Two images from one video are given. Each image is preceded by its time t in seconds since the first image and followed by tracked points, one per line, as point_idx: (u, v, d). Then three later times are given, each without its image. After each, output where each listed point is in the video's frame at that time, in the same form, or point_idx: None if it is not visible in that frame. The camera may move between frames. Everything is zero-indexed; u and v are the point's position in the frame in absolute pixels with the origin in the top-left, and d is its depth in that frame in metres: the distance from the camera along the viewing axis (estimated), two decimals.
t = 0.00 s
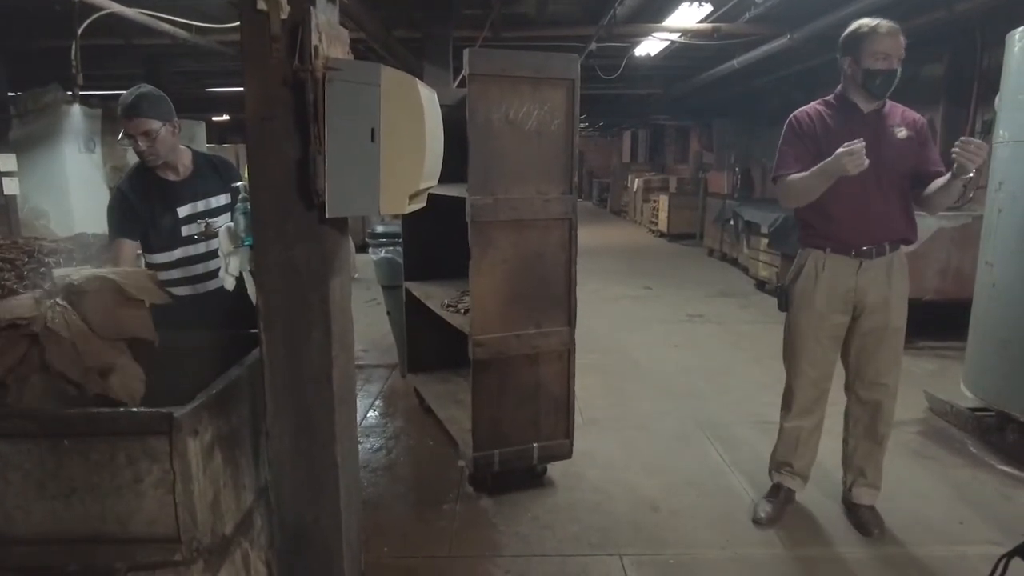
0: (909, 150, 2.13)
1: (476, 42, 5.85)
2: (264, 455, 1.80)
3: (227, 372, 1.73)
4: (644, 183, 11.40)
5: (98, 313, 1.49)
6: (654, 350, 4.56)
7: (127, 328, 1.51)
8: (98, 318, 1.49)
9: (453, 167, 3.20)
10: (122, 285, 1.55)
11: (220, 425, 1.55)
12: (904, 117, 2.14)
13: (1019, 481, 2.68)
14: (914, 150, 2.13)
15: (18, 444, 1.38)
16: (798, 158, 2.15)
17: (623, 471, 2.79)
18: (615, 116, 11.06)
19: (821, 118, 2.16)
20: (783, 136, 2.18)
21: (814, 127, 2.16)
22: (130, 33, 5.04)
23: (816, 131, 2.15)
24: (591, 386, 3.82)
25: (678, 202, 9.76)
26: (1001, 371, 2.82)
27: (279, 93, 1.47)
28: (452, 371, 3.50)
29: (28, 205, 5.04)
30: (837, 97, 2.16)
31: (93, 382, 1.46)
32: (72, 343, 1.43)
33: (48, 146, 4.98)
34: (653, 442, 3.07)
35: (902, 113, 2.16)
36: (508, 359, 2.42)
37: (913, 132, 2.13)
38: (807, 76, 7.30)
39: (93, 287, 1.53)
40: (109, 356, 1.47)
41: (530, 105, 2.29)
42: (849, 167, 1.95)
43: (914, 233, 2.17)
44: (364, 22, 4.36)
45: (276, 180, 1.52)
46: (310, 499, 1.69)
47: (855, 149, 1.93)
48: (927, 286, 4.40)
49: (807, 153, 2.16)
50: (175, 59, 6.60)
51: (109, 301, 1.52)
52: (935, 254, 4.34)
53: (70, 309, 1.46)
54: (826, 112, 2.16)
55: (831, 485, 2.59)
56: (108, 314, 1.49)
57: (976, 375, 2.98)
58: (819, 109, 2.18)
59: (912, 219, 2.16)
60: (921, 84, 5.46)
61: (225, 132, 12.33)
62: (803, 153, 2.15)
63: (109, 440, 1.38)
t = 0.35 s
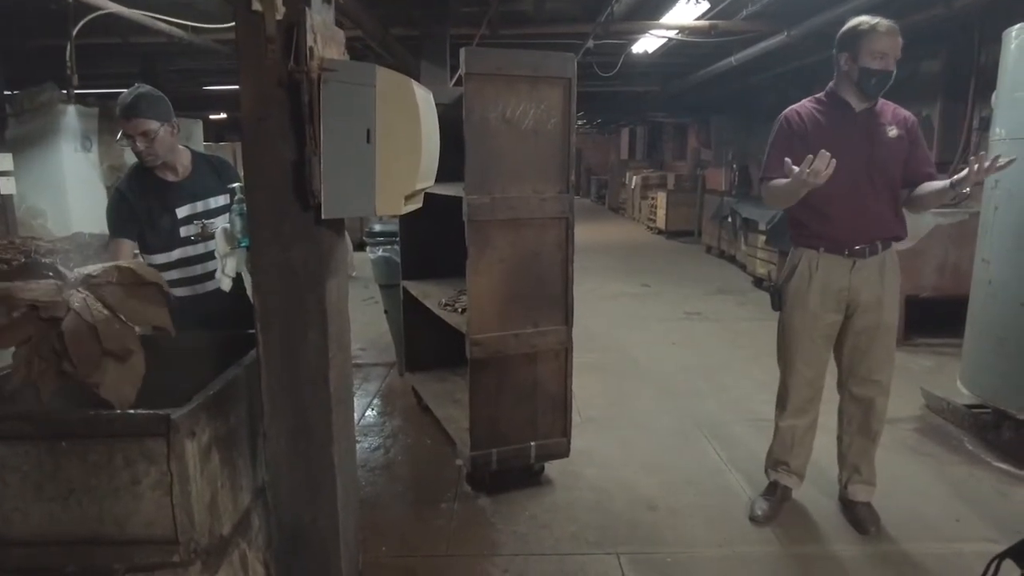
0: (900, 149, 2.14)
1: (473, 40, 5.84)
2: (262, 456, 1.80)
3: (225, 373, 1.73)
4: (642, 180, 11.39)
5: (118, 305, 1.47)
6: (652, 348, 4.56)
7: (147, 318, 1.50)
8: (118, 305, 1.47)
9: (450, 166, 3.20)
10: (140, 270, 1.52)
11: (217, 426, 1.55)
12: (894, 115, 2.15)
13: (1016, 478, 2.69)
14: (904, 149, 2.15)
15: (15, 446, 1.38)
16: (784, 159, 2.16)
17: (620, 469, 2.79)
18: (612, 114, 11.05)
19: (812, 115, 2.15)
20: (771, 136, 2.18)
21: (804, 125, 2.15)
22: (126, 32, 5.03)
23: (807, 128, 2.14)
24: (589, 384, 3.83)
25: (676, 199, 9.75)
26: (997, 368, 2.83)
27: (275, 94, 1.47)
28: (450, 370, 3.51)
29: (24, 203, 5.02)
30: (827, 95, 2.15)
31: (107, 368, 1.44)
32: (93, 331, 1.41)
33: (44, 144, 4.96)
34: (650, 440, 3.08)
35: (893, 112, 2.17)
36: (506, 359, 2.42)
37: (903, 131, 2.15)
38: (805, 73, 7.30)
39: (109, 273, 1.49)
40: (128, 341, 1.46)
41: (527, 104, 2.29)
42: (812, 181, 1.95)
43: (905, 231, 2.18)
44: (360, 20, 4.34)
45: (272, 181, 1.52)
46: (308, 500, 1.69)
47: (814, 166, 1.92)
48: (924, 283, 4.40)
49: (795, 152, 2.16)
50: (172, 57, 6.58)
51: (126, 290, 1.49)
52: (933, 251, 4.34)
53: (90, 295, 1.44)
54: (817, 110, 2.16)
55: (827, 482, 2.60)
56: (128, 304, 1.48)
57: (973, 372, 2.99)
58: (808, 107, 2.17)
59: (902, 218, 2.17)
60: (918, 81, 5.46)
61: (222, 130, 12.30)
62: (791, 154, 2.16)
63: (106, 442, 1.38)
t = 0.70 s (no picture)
0: (870, 157, 2.18)
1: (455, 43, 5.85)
2: (237, 462, 1.80)
3: (200, 378, 1.73)
4: (624, 182, 11.44)
5: (93, 314, 1.49)
6: (632, 350, 4.60)
7: (120, 329, 1.52)
8: (92, 316, 1.49)
9: (429, 170, 3.21)
10: (113, 283, 1.56)
11: (192, 433, 1.55)
12: (866, 124, 2.19)
13: (984, 478, 2.74)
14: (875, 158, 2.19)
15: None
16: (758, 164, 2.19)
17: (598, 471, 2.81)
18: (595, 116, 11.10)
19: (785, 122, 2.18)
20: (744, 141, 2.20)
21: (778, 132, 2.17)
22: (104, 33, 4.98)
23: (780, 135, 2.17)
24: (568, 386, 3.85)
25: (658, 201, 9.81)
26: (967, 371, 2.88)
27: (249, 103, 1.48)
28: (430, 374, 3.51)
29: None
30: (801, 102, 2.19)
31: (84, 382, 1.44)
32: (68, 340, 1.42)
33: (20, 145, 4.86)
34: (628, 442, 3.10)
35: (865, 120, 2.21)
36: (484, 363, 2.43)
37: (874, 139, 2.19)
38: (784, 78, 7.38)
39: (82, 285, 1.53)
40: (103, 354, 1.47)
41: (505, 110, 2.30)
42: (788, 191, 1.98)
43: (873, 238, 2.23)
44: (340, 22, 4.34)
45: (246, 189, 1.53)
46: (283, 505, 1.69)
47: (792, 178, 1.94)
48: (899, 285, 4.47)
49: (768, 158, 2.19)
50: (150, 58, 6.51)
51: (99, 301, 1.53)
52: (907, 253, 4.42)
53: (64, 306, 1.47)
54: (790, 117, 2.19)
55: (800, 483, 2.64)
56: (101, 315, 1.50)
57: (943, 374, 3.04)
58: (782, 113, 2.20)
59: (871, 224, 2.21)
60: (893, 86, 5.54)
61: (202, 131, 12.19)
62: (764, 158, 2.19)
63: (79, 451, 1.38)
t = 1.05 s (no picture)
0: (813, 171, 2.27)
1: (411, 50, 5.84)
2: (184, 475, 1.77)
3: (144, 390, 1.69)
4: (580, 191, 11.56)
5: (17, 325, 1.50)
6: (586, 357, 4.64)
7: (46, 342, 1.54)
8: (16, 324, 1.50)
9: (384, 178, 3.20)
10: (47, 287, 1.55)
11: (136, 446, 1.52)
12: (810, 139, 2.27)
13: (920, 479, 2.85)
14: (818, 171, 2.28)
15: None
16: (706, 178, 2.23)
17: (551, 478, 2.84)
18: (550, 125, 11.19)
19: (731, 136, 2.23)
20: (692, 155, 2.25)
21: (725, 145, 2.23)
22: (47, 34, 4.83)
23: (727, 148, 2.22)
24: (523, 394, 3.87)
25: (613, 210, 9.94)
26: (906, 377, 2.99)
27: (197, 112, 1.46)
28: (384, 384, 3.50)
29: None
30: (746, 118, 2.25)
31: None
32: None
33: None
34: (582, 449, 3.13)
35: (808, 135, 2.29)
36: (437, 372, 2.44)
37: (816, 154, 2.28)
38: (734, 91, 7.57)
39: (13, 285, 1.52)
40: (17, 368, 1.50)
41: (458, 120, 2.31)
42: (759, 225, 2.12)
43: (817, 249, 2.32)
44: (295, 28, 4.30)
45: (193, 198, 1.51)
46: (231, 519, 1.67)
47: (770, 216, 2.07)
48: (843, 293, 4.62)
49: (716, 171, 2.24)
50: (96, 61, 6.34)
51: (28, 306, 1.53)
52: (850, 262, 4.57)
53: None
54: (737, 131, 2.25)
55: (747, 488, 2.70)
56: (25, 324, 1.51)
57: (882, 379, 3.16)
58: (730, 128, 2.25)
59: (815, 235, 2.28)
60: (837, 100, 5.74)
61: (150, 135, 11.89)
62: (713, 172, 2.24)
63: (16, 466, 1.34)
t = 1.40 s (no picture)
0: (749, 193, 2.35)
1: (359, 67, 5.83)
2: (116, 500, 1.71)
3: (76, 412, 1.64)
4: (529, 209, 11.66)
5: None
6: (534, 374, 4.66)
7: None
8: None
9: (329, 195, 3.17)
10: None
11: (64, 471, 1.46)
12: (745, 162, 2.35)
13: (853, 489, 2.96)
14: (754, 193, 2.35)
15: None
16: (647, 200, 2.32)
17: (498, 496, 2.83)
18: (500, 143, 11.28)
19: (669, 159, 2.33)
20: (632, 177, 2.34)
21: (663, 169, 2.33)
22: None
23: (665, 171, 2.32)
24: (471, 411, 3.87)
25: (561, 228, 10.05)
26: (840, 391, 3.10)
27: (135, 128, 1.43)
28: (329, 403, 3.45)
29: None
30: (684, 143, 2.35)
31: None
32: None
33: None
34: (529, 466, 3.14)
35: (745, 158, 2.37)
36: (382, 390, 2.42)
37: (752, 177, 2.36)
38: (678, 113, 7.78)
39: None
40: None
41: (404, 138, 2.32)
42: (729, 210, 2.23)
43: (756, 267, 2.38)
44: (240, 42, 4.24)
45: (130, 215, 1.48)
46: (165, 544, 1.62)
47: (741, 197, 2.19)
48: (781, 310, 4.77)
49: (656, 193, 2.33)
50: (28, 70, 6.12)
51: None
52: (788, 280, 4.72)
53: None
54: (675, 155, 2.34)
55: (690, 501, 2.75)
56: None
57: (818, 394, 3.26)
58: (668, 152, 2.35)
59: (753, 255, 2.36)
60: (775, 124, 5.95)
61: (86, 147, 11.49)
62: (653, 195, 2.33)
63: None
